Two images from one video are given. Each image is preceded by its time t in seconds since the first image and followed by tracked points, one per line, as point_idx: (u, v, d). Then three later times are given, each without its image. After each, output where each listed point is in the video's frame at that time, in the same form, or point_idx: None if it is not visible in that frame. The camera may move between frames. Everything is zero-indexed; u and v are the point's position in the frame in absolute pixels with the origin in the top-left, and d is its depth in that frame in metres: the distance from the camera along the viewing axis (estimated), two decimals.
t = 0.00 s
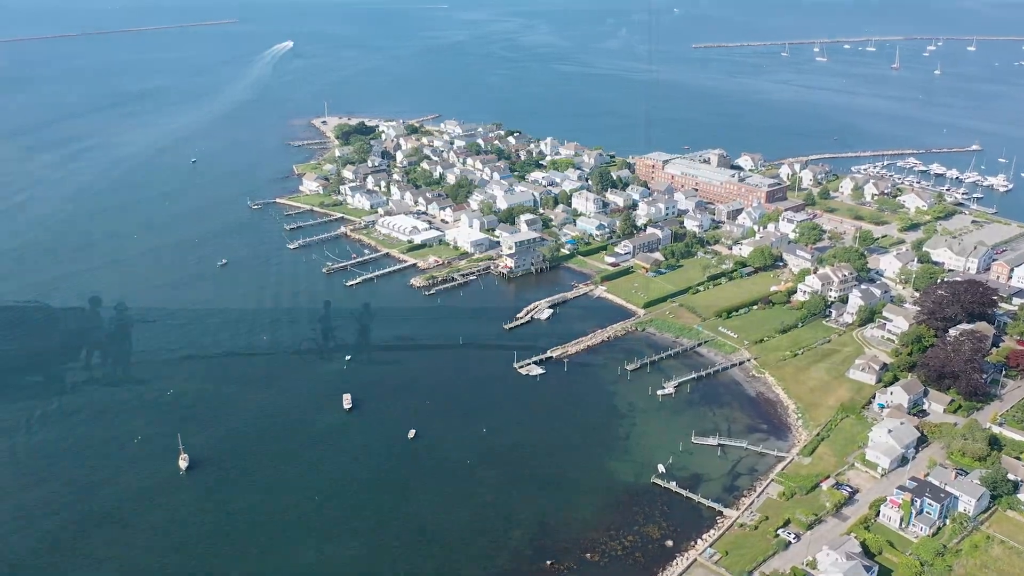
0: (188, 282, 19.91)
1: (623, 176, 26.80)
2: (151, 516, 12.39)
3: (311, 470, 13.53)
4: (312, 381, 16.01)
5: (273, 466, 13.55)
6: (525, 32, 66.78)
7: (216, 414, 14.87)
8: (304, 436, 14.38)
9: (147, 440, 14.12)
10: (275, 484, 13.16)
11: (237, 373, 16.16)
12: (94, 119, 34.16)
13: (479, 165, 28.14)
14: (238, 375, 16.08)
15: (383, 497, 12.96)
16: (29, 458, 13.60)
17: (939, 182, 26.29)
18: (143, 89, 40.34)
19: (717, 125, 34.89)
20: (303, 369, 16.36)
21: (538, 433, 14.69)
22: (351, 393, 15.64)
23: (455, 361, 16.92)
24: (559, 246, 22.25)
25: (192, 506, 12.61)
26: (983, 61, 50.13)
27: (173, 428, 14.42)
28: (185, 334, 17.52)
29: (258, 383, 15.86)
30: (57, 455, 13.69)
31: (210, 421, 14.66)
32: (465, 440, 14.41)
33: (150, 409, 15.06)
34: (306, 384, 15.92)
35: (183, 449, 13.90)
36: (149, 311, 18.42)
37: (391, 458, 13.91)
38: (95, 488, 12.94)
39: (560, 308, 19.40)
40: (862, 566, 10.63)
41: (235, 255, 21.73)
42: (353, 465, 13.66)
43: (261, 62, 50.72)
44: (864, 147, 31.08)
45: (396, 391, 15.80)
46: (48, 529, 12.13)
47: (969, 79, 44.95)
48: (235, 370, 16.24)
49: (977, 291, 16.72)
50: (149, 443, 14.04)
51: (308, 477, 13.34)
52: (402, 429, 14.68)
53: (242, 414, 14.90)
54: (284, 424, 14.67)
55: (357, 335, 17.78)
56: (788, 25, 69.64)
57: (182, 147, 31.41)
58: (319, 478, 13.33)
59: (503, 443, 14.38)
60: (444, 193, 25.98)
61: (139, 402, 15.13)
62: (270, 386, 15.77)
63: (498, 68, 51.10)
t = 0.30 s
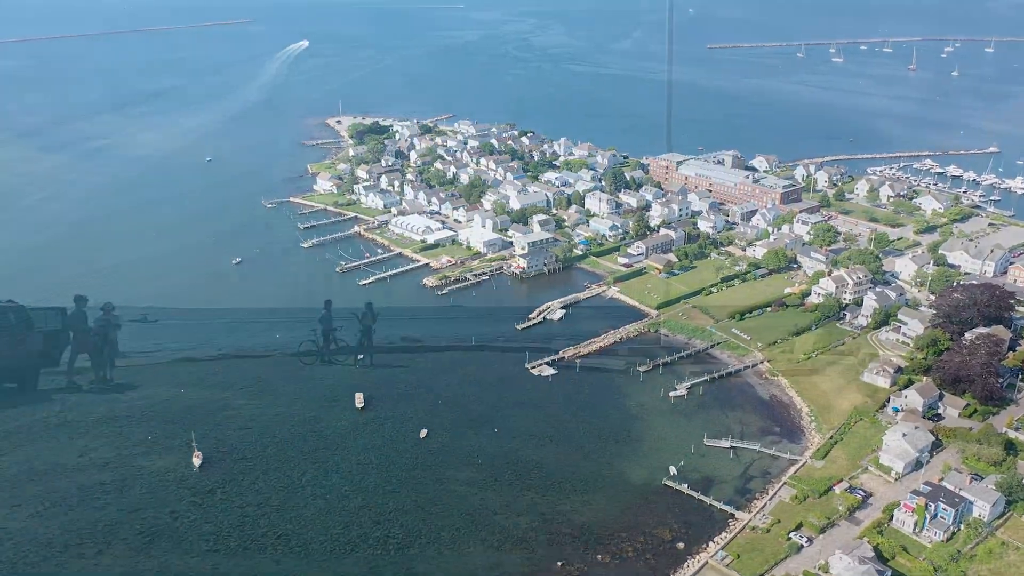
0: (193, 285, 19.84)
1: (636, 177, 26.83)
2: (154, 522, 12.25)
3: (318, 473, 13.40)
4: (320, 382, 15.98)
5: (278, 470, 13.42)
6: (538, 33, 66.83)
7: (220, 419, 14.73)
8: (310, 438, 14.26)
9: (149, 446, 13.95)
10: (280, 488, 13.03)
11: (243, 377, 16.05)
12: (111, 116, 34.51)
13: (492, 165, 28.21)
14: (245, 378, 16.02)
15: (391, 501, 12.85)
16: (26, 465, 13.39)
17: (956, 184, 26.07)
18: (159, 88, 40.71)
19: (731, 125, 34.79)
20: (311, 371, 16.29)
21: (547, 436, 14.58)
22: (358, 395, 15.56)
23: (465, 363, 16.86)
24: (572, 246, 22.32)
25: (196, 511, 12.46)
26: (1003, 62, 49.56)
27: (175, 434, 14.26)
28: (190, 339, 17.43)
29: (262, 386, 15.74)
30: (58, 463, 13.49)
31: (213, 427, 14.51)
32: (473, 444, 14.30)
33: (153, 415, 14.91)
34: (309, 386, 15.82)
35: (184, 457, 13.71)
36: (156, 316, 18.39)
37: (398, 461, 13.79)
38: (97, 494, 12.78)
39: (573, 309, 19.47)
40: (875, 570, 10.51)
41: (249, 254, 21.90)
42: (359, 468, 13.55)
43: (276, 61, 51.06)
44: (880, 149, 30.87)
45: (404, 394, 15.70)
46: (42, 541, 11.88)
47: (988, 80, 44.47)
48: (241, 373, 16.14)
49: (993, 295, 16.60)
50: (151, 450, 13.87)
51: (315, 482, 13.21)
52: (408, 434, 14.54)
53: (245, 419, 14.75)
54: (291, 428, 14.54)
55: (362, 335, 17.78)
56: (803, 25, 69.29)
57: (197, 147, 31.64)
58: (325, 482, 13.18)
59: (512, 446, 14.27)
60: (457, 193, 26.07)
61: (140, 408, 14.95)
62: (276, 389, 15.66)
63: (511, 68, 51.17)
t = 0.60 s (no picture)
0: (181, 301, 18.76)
1: (644, 177, 26.93)
2: (115, 561, 11.20)
3: (300, 500, 12.48)
4: (316, 390, 15.05)
5: (257, 497, 12.46)
6: (546, 33, 66.88)
7: (195, 438, 13.61)
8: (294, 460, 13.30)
9: (113, 469, 12.76)
10: (257, 520, 12.07)
11: (228, 384, 14.86)
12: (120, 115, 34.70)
13: (500, 165, 28.31)
14: (228, 388, 14.81)
15: (377, 534, 11.96)
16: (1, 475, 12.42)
17: (965, 185, 25.96)
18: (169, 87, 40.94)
19: (738, 126, 34.77)
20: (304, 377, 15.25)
21: (545, 458, 13.79)
22: (348, 412, 14.56)
23: (470, 367, 16.43)
24: (579, 247, 22.49)
25: (160, 547, 11.42)
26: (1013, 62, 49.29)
27: (145, 455, 13.07)
28: (175, 342, 15.97)
29: (245, 400, 14.53)
30: (8, 492, 12.20)
31: (188, 446, 13.38)
32: (468, 467, 13.43)
33: (122, 433, 13.62)
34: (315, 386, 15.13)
35: (169, 477, 12.76)
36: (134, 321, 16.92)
37: (386, 488, 12.90)
38: (52, 528, 11.65)
39: (579, 309, 19.71)
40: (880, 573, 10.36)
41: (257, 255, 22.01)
42: (354, 486, 12.86)
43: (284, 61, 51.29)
44: (889, 149, 30.79)
45: (397, 411, 14.75)
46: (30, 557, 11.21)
47: (998, 80, 44.26)
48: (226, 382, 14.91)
49: (1001, 295, 16.61)
50: (116, 474, 12.68)
51: (296, 510, 12.29)
52: (399, 457, 13.63)
53: (223, 438, 13.65)
54: (272, 450, 13.55)
55: (364, 335, 16.63)
56: (810, 25, 69.18)
57: (205, 146, 31.77)
58: (308, 512, 12.24)
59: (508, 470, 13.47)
60: (464, 193, 26.18)
61: (109, 423, 13.60)
62: (261, 404, 14.51)
63: (519, 68, 51.25)
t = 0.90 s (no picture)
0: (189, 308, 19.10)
1: (648, 177, 27.10)
2: None
3: (268, 551, 8.60)
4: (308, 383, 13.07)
5: (241, 526, 8.82)
6: (552, 33, 67.05)
7: (163, 460, 9.76)
8: (269, 491, 9.48)
9: (48, 505, 8.79)
10: (240, 524, 8.83)
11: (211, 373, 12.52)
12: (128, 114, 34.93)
13: (504, 165, 28.39)
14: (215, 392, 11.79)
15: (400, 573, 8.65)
16: None
17: (971, 186, 25.88)
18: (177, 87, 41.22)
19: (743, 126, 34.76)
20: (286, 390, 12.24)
21: (592, 501, 10.46)
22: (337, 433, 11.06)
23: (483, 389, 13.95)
24: (584, 247, 22.68)
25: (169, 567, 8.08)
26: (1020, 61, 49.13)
27: (103, 480, 9.21)
28: (181, 343, 16.28)
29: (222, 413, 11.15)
30: None
31: (149, 474, 9.47)
32: (496, 484, 10.40)
33: (102, 444, 9.94)
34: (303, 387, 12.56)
35: (161, 486, 9.22)
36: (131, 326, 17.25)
37: (397, 507, 9.68)
38: None
39: (583, 309, 19.90)
40: None
41: (262, 254, 22.16)
42: (335, 468, 10.17)
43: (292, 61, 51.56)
44: (894, 150, 30.74)
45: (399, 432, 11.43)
46: None
47: (1006, 79, 44.14)
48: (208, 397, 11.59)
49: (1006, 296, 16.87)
50: (62, 512, 8.66)
51: (259, 570, 8.36)
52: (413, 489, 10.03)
53: (187, 455, 9.92)
54: (240, 477, 9.66)
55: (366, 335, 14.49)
56: (816, 25, 69.18)
57: (212, 146, 31.88)
58: (308, 520, 9.13)
59: (548, 515, 9.97)
60: (469, 193, 26.30)
61: (68, 441, 9.85)
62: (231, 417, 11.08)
63: (524, 68, 51.40)
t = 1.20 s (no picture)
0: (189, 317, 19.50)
1: (653, 178, 27.21)
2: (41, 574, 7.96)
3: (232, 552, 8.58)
4: (306, 402, 13.60)
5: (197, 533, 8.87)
6: (555, 33, 66.96)
7: (112, 492, 9.76)
8: (234, 536, 8.88)
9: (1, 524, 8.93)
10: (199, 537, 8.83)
11: (194, 395, 13.66)
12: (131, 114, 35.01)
13: (508, 165, 28.40)
14: (185, 412, 12.85)
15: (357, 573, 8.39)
16: None
17: (976, 187, 25.81)
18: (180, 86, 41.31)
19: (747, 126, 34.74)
20: (260, 420, 12.55)
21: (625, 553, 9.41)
22: (325, 474, 10.59)
23: (491, 420, 13.57)
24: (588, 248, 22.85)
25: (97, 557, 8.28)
26: None
27: (40, 512, 9.24)
28: (186, 343, 16.91)
29: (190, 451, 11.17)
30: None
31: (91, 513, 9.24)
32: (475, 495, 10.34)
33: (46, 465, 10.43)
34: (280, 414, 12.94)
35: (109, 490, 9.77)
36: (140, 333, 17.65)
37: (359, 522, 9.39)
38: None
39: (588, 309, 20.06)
40: None
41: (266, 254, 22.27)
42: (328, 483, 10.27)
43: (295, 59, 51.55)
44: (899, 151, 30.67)
45: (395, 469, 10.99)
46: None
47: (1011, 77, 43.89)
48: (175, 425, 12.20)
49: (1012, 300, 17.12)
50: None
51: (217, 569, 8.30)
52: (405, 532, 9.29)
53: (141, 488, 9.92)
54: (196, 515, 9.30)
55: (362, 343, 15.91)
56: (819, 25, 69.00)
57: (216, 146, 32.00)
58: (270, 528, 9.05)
59: None
60: (473, 193, 26.46)
61: (13, 462, 10.38)
62: (197, 452, 11.11)
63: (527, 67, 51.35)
